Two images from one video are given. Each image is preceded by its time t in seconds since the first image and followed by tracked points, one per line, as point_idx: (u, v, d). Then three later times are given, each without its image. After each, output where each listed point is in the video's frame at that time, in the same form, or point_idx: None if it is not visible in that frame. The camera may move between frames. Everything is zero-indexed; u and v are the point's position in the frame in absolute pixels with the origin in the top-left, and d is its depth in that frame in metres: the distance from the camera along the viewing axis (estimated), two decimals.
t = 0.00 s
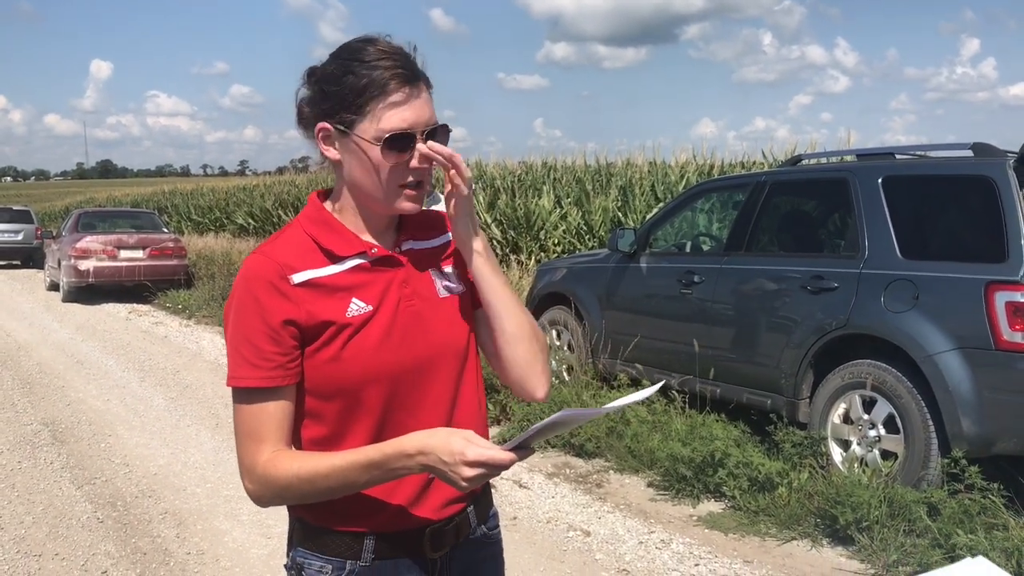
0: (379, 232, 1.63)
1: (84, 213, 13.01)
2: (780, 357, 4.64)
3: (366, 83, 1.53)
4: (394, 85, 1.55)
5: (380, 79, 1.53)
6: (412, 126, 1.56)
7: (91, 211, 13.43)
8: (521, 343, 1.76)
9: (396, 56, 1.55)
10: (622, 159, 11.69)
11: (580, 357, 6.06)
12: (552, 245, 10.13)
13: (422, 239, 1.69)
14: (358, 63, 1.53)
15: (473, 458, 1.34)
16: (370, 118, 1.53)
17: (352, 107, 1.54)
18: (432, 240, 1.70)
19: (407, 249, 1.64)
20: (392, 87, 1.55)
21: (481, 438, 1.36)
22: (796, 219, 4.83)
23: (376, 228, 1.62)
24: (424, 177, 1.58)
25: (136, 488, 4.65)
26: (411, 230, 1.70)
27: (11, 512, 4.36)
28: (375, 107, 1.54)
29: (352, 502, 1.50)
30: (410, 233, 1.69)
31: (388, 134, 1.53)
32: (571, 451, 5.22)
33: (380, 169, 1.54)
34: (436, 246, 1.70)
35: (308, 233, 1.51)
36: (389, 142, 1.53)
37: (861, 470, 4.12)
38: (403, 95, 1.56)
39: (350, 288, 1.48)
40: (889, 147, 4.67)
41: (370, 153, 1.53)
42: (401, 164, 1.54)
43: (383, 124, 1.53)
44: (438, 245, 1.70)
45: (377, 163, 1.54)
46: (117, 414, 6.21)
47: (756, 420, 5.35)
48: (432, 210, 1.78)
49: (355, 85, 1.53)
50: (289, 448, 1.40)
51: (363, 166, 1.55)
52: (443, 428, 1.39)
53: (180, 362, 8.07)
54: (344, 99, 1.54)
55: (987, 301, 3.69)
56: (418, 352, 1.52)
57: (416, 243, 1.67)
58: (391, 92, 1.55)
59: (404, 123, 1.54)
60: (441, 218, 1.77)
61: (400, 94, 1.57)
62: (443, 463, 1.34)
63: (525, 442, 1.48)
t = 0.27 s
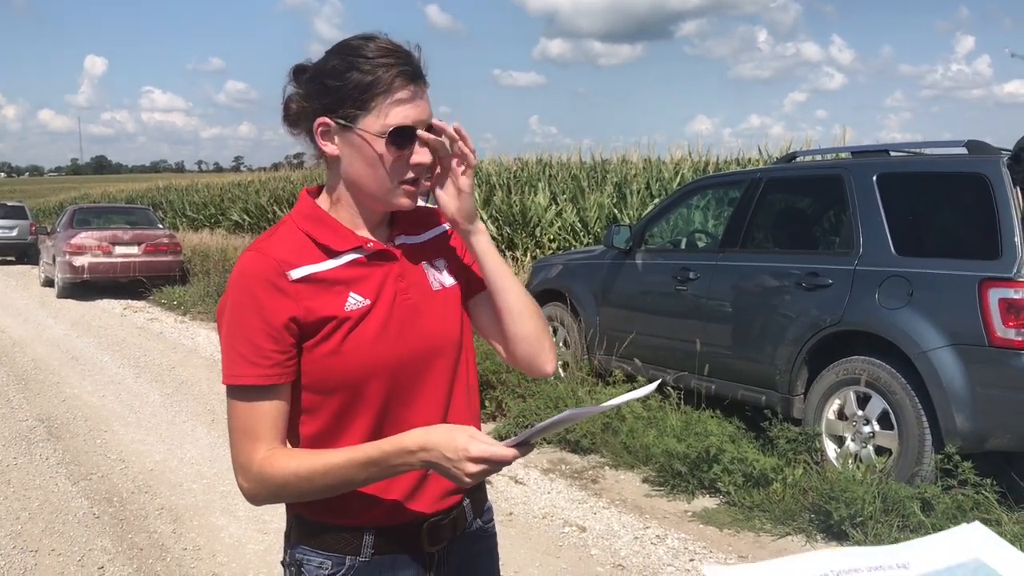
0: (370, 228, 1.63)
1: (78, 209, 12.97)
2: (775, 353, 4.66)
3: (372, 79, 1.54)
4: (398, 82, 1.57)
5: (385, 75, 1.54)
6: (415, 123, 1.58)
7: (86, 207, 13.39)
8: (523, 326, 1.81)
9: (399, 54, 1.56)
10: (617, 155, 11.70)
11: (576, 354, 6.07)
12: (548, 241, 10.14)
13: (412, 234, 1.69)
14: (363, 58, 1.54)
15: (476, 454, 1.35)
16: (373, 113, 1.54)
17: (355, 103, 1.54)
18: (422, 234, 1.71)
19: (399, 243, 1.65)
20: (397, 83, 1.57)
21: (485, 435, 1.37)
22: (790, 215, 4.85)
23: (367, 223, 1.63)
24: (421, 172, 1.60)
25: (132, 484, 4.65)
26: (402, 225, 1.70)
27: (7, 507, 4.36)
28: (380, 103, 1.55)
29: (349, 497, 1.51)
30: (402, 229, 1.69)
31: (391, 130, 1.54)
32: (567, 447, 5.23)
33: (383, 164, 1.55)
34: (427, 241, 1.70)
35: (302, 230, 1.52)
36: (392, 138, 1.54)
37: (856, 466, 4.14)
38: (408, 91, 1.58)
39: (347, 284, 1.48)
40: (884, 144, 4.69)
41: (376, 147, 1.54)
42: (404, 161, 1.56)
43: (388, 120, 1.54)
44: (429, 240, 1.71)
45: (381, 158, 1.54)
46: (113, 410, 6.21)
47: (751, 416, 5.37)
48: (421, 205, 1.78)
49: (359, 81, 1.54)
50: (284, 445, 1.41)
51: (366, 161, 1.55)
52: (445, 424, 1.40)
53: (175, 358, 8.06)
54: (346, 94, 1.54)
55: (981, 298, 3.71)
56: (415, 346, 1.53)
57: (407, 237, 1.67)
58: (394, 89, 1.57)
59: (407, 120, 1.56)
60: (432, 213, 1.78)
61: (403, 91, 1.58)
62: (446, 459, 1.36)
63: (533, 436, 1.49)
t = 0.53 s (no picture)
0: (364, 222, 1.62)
1: (74, 203, 12.93)
2: (770, 351, 4.67)
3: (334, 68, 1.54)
4: (362, 68, 1.55)
5: (346, 62, 1.53)
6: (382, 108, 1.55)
7: (81, 201, 13.35)
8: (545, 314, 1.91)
9: (363, 39, 1.55)
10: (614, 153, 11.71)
11: (571, 351, 6.08)
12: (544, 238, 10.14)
13: (405, 230, 1.69)
14: (327, 50, 1.54)
15: (491, 435, 1.35)
16: (338, 102, 1.53)
17: (321, 94, 1.54)
18: (415, 231, 1.70)
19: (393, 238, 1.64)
20: (359, 69, 1.55)
21: (497, 412, 1.37)
22: (787, 213, 4.86)
23: (358, 218, 1.62)
24: (397, 159, 1.56)
25: (127, 479, 4.65)
26: (395, 220, 1.70)
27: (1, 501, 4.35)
28: (343, 91, 1.54)
29: (351, 492, 1.51)
30: (394, 224, 1.69)
31: (354, 116, 1.52)
32: (563, 443, 5.25)
33: (351, 153, 1.53)
34: (419, 236, 1.70)
35: (298, 225, 1.51)
36: (356, 124, 1.52)
37: (850, 463, 4.16)
38: (372, 76, 1.56)
39: (345, 277, 1.48)
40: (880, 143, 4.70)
41: (340, 137, 1.53)
42: (371, 146, 1.53)
43: (351, 107, 1.53)
44: (421, 235, 1.71)
45: (347, 147, 1.53)
46: (108, 404, 6.20)
47: (746, 413, 5.39)
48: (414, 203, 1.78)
49: (324, 72, 1.54)
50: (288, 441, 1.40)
51: (336, 151, 1.55)
52: (457, 407, 1.39)
53: (171, 353, 8.05)
54: (315, 86, 1.55)
55: (976, 297, 3.73)
56: (414, 339, 1.54)
57: (401, 233, 1.67)
58: (357, 75, 1.55)
59: (372, 104, 1.53)
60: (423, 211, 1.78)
61: (369, 76, 1.56)
62: (462, 441, 1.35)
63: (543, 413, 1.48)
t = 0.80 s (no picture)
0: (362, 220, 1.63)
1: (73, 197, 12.92)
2: (769, 348, 4.67)
3: (318, 68, 1.54)
4: (346, 66, 1.55)
5: (330, 61, 1.53)
6: (367, 106, 1.54)
7: (81, 195, 13.34)
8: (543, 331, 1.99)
9: (347, 37, 1.54)
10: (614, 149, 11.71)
11: (570, 347, 6.09)
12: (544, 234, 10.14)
13: (405, 229, 1.69)
14: (312, 49, 1.55)
15: (492, 423, 1.35)
16: (325, 102, 1.54)
17: (310, 93, 1.55)
18: (414, 229, 1.71)
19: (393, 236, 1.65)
20: (343, 67, 1.55)
21: (496, 399, 1.37)
22: (786, 211, 4.86)
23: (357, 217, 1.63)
24: (386, 157, 1.56)
25: (126, 472, 4.66)
26: (395, 218, 1.70)
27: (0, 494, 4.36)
28: (328, 90, 1.54)
29: (351, 485, 1.52)
30: (395, 222, 1.69)
31: (340, 116, 1.53)
32: (561, 439, 5.26)
33: (339, 152, 1.54)
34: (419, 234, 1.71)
35: (299, 219, 1.52)
36: (341, 124, 1.52)
37: (848, 461, 4.16)
38: (356, 74, 1.55)
39: (345, 272, 1.49)
40: (880, 141, 4.70)
41: (328, 138, 1.54)
42: (358, 145, 1.53)
43: (337, 106, 1.54)
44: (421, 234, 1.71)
45: (334, 147, 1.54)
46: (107, 398, 6.20)
47: (745, 410, 5.40)
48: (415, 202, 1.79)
49: (311, 71, 1.55)
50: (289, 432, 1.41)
51: (325, 150, 1.56)
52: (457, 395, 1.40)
53: (170, 347, 8.05)
54: (304, 86, 1.56)
55: (975, 295, 3.73)
56: (413, 334, 1.54)
57: (401, 231, 1.67)
58: (342, 73, 1.55)
59: (357, 104, 1.53)
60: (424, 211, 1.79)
61: (352, 74, 1.55)
62: (462, 428, 1.36)
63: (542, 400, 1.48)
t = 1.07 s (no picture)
0: (371, 214, 1.63)
1: (79, 192, 12.96)
2: (773, 346, 4.67)
3: (327, 60, 1.55)
4: (353, 57, 1.55)
5: (337, 53, 1.55)
6: (373, 97, 1.54)
7: (87, 189, 13.37)
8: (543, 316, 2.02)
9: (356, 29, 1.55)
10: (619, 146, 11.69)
11: (574, 344, 6.09)
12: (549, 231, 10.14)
13: (413, 223, 1.69)
14: (321, 42, 1.56)
15: (494, 414, 1.36)
16: (332, 94, 1.55)
17: (319, 86, 1.56)
18: (423, 224, 1.71)
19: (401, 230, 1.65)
20: (350, 58, 1.55)
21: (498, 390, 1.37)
22: (791, 209, 4.86)
23: (365, 210, 1.63)
24: (392, 149, 1.56)
25: (131, 466, 4.68)
26: (402, 213, 1.70)
27: (6, 487, 4.38)
28: (336, 82, 1.55)
29: (355, 476, 1.52)
30: (402, 217, 1.69)
31: (346, 108, 1.53)
32: (565, 435, 5.27)
33: (345, 143, 1.54)
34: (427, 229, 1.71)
35: (307, 212, 1.52)
36: (347, 115, 1.53)
37: (851, 458, 4.16)
38: (363, 65, 1.56)
39: (351, 265, 1.49)
40: (886, 138, 4.69)
41: (335, 129, 1.55)
42: (363, 136, 1.53)
43: (344, 97, 1.54)
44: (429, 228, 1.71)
45: (341, 138, 1.54)
46: (113, 392, 6.23)
47: (749, 407, 5.40)
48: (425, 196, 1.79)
49: (321, 64, 1.56)
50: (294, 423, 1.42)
51: (332, 142, 1.56)
52: (460, 386, 1.40)
53: (175, 341, 8.07)
54: (314, 79, 1.57)
55: (980, 293, 3.72)
56: (419, 328, 1.54)
57: (409, 225, 1.68)
58: (349, 64, 1.56)
59: (364, 95, 1.54)
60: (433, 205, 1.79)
61: (359, 65, 1.56)
62: (463, 419, 1.36)
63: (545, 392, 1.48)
